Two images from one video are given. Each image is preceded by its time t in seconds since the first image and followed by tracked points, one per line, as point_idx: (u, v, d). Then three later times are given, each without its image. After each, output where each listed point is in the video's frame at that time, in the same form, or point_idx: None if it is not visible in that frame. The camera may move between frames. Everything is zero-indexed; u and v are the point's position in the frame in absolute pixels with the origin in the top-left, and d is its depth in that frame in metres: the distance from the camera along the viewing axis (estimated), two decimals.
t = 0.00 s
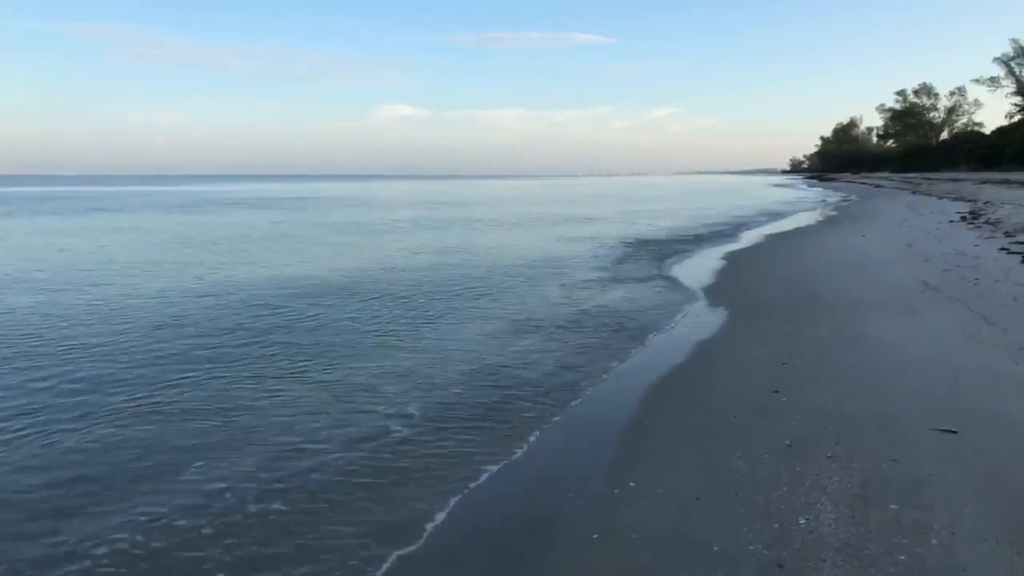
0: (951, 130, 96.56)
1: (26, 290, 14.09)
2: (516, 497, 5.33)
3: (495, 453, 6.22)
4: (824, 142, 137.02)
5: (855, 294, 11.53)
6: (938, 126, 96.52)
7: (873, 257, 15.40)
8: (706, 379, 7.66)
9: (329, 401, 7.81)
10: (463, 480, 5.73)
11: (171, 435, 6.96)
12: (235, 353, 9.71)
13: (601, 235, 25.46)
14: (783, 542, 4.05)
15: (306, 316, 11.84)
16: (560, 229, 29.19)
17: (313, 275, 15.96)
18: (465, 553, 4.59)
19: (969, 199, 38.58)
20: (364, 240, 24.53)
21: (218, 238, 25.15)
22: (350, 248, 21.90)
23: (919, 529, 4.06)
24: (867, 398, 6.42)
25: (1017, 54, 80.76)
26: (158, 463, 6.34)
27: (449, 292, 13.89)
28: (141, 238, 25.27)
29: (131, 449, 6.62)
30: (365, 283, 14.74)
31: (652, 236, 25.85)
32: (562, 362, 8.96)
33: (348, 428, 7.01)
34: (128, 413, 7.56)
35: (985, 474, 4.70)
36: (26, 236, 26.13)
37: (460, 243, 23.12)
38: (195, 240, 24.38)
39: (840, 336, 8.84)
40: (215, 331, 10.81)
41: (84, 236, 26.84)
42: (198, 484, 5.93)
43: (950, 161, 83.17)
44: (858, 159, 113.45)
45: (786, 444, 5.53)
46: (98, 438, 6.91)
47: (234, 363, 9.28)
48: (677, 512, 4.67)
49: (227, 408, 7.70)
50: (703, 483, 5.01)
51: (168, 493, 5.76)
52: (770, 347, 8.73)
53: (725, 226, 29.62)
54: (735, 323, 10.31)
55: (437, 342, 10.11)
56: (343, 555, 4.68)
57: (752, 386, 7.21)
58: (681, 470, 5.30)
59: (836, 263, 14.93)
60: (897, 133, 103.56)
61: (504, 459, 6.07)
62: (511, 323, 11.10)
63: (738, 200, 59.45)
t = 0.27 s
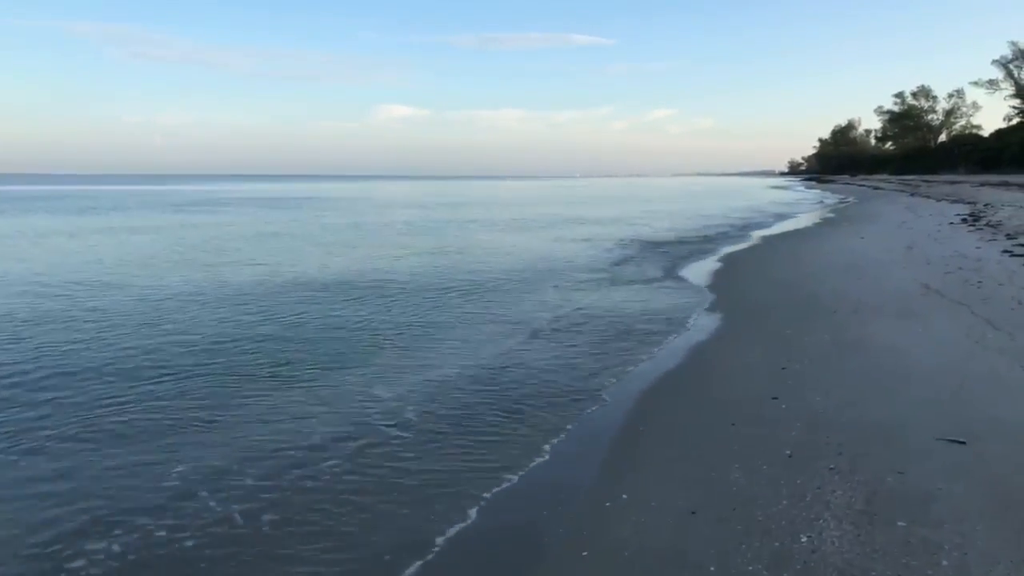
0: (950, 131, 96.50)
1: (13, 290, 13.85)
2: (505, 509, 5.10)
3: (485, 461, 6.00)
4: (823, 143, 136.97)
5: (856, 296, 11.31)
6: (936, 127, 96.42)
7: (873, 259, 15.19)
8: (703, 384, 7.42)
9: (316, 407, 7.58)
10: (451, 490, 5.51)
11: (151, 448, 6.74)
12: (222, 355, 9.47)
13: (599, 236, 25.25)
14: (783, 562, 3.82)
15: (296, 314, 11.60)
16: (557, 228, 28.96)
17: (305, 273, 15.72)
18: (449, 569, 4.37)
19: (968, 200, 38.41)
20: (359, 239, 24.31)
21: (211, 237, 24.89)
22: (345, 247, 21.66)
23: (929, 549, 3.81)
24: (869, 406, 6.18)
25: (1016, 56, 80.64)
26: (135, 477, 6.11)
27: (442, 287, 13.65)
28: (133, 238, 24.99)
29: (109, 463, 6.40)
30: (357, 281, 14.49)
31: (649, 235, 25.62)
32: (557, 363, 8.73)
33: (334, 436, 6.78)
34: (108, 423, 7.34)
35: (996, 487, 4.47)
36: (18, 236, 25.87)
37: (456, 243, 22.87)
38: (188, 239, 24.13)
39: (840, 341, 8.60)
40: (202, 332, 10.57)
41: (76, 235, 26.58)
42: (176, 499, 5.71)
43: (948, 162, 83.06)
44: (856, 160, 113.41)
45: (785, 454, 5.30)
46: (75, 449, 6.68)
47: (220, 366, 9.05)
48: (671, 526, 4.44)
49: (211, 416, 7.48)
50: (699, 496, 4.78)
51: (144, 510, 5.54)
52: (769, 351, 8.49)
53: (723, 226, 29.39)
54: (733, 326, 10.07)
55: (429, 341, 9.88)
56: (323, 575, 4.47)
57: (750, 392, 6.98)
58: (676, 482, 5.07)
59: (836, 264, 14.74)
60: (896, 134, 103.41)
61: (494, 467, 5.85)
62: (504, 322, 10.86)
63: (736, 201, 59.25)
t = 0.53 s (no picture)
0: (948, 131, 96.46)
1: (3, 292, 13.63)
2: (499, 523, 4.89)
3: (480, 470, 5.79)
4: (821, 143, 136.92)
5: (858, 298, 11.13)
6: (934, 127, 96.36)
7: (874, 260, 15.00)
8: (702, 391, 7.22)
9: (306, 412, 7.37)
10: (444, 501, 5.30)
11: (135, 454, 6.52)
12: (211, 358, 9.25)
13: (598, 236, 25.07)
14: None
15: (288, 315, 11.38)
16: (554, 228, 28.77)
17: (298, 273, 15.49)
18: None
19: (968, 200, 38.30)
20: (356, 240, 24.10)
21: (205, 238, 24.65)
22: (341, 247, 21.47)
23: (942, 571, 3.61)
24: (874, 413, 5.97)
25: (1014, 56, 80.64)
26: (117, 485, 5.89)
27: (438, 287, 13.44)
28: (127, 239, 24.75)
29: (91, 470, 6.18)
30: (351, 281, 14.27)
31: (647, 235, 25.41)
32: (554, 365, 8.52)
33: (324, 443, 6.57)
34: (91, 429, 7.11)
35: (1011, 501, 4.26)
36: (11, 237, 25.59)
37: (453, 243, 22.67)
38: (183, 240, 23.90)
39: (842, 344, 8.39)
40: (192, 334, 10.35)
41: (69, 236, 26.32)
42: (158, 508, 5.49)
43: (946, 162, 83.00)
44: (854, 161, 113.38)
45: (788, 465, 5.10)
46: (56, 456, 6.46)
47: (209, 369, 8.82)
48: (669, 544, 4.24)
49: (198, 422, 7.26)
50: (699, 511, 4.58)
51: (125, 520, 5.32)
52: (769, 355, 8.29)
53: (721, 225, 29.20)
54: (732, 329, 9.86)
55: (423, 343, 9.66)
56: None
57: (750, 399, 6.79)
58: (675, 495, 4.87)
59: (837, 265, 14.57)
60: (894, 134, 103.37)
61: (489, 477, 5.64)
62: (501, 323, 10.65)
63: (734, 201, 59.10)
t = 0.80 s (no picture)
0: (931, 130, 97.06)
1: None
2: (475, 539, 4.68)
3: (458, 479, 5.58)
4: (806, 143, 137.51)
5: (844, 299, 10.99)
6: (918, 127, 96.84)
7: (860, 260, 14.90)
8: (686, 396, 7.02)
9: (282, 419, 7.13)
10: (420, 514, 5.08)
11: (99, 463, 6.27)
12: (186, 363, 9.00)
13: (583, 236, 24.89)
14: None
15: (267, 318, 11.13)
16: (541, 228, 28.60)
17: (279, 275, 15.21)
18: None
19: (951, 199, 38.43)
20: (338, 241, 23.81)
21: (187, 240, 24.33)
22: (322, 249, 21.19)
23: None
24: (862, 420, 5.80)
25: (996, 56, 81.24)
26: (80, 496, 5.64)
27: (421, 289, 13.22)
28: (105, 241, 24.33)
29: (52, 480, 5.92)
30: (333, 283, 14.01)
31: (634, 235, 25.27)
32: (538, 369, 8.31)
33: (297, 452, 6.34)
34: (57, 437, 6.85)
35: (1004, 514, 4.09)
36: None
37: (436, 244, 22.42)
38: (162, 242, 23.51)
39: (829, 348, 8.23)
40: (167, 338, 10.08)
41: (44, 239, 25.84)
42: (121, 522, 5.25)
43: (930, 161, 83.48)
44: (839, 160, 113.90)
45: (773, 476, 4.90)
46: (16, 466, 6.20)
47: (183, 375, 8.57)
48: (648, 561, 4.03)
49: (168, 429, 7.02)
50: (680, 525, 4.38)
51: (85, 535, 5.07)
52: (755, 359, 8.12)
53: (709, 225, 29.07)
54: (717, 331, 9.70)
55: (404, 346, 9.42)
56: None
57: (734, 405, 6.60)
58: (656, 508, 4.67)
59: (823, 265, 14.45)
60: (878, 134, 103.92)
61: (467, 486, 5.44)
62: (483, 325, 10.44)
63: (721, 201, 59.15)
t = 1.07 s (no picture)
0: (932, 128, 96.82)
1: None
2: (454, 555, 4.46)
3: (439, 492, 5.36)
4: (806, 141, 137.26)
5: (843, 301, 10.78)
6: (919, 125, 96.55)
7: (860, 260, 14.67)
8: (678, 402, 6.81)
9: (262, 425, 6.91)
10: (399, 528, 4.86)
11: (72, 471, 6.06)
12: (169, 366, 8.79)
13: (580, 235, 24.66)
14: None
15: (254, 320, 10.91)
16: (537, 228, 28.36)
17: (269, 276, 14.97)
18: None
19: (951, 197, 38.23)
20: (332, 240, 23.58)
21: (179, 240, 24.09)
22: (315, 248, 20.96)
23: None
24: (860, 429, 5.60)
25: (996, 54, 81.04)
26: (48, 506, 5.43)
27: (412, 290, 13.00)
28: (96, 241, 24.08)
29: (22, 490, 5.71)
30: (323, 284, 13.79)
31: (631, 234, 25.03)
32: (528, 374, 8.09)
33: (277, 459, 6.13)
34: (29, 444, 6.63)
35: (1009, 533, 3.88)
36: None
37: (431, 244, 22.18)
38: (154, 242, 23.27)
39: (826, 352, 8.02)
40: (151, 341, 9.86)
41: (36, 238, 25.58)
42: (88, 534, 5.03)
43: (930, 159, 83.26)
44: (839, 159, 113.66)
45: (766, 490, 4.70)
46: None
47: (163, 379, 8.35)
48: None
49: (144, 435, 6.80)
50: (669, 543, 4.17)
51: (48, 549, 4.85)
52: (750, 364, 7.90)
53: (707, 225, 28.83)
54: (713, 334, 9.48)
55: (391, 350, 9.20)
56: None
57: (728, 412, 6.39)
58: (644, 524, 4.46)
59: (822, 266, 14.25)
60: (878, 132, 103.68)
61: (449, 500, 5.22)
62: (474, 327, 10.23)
63: (721, 199, 58.90)
